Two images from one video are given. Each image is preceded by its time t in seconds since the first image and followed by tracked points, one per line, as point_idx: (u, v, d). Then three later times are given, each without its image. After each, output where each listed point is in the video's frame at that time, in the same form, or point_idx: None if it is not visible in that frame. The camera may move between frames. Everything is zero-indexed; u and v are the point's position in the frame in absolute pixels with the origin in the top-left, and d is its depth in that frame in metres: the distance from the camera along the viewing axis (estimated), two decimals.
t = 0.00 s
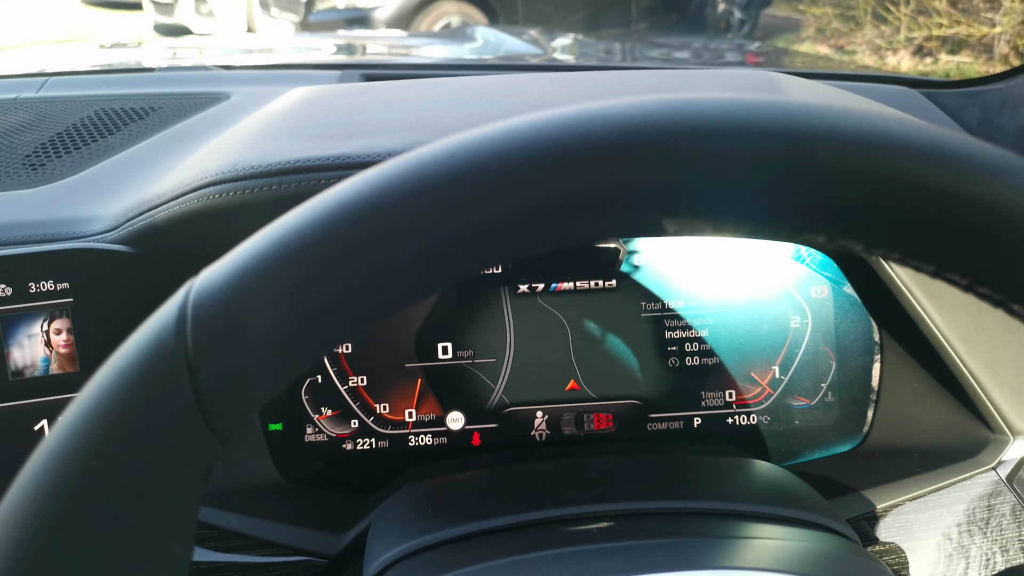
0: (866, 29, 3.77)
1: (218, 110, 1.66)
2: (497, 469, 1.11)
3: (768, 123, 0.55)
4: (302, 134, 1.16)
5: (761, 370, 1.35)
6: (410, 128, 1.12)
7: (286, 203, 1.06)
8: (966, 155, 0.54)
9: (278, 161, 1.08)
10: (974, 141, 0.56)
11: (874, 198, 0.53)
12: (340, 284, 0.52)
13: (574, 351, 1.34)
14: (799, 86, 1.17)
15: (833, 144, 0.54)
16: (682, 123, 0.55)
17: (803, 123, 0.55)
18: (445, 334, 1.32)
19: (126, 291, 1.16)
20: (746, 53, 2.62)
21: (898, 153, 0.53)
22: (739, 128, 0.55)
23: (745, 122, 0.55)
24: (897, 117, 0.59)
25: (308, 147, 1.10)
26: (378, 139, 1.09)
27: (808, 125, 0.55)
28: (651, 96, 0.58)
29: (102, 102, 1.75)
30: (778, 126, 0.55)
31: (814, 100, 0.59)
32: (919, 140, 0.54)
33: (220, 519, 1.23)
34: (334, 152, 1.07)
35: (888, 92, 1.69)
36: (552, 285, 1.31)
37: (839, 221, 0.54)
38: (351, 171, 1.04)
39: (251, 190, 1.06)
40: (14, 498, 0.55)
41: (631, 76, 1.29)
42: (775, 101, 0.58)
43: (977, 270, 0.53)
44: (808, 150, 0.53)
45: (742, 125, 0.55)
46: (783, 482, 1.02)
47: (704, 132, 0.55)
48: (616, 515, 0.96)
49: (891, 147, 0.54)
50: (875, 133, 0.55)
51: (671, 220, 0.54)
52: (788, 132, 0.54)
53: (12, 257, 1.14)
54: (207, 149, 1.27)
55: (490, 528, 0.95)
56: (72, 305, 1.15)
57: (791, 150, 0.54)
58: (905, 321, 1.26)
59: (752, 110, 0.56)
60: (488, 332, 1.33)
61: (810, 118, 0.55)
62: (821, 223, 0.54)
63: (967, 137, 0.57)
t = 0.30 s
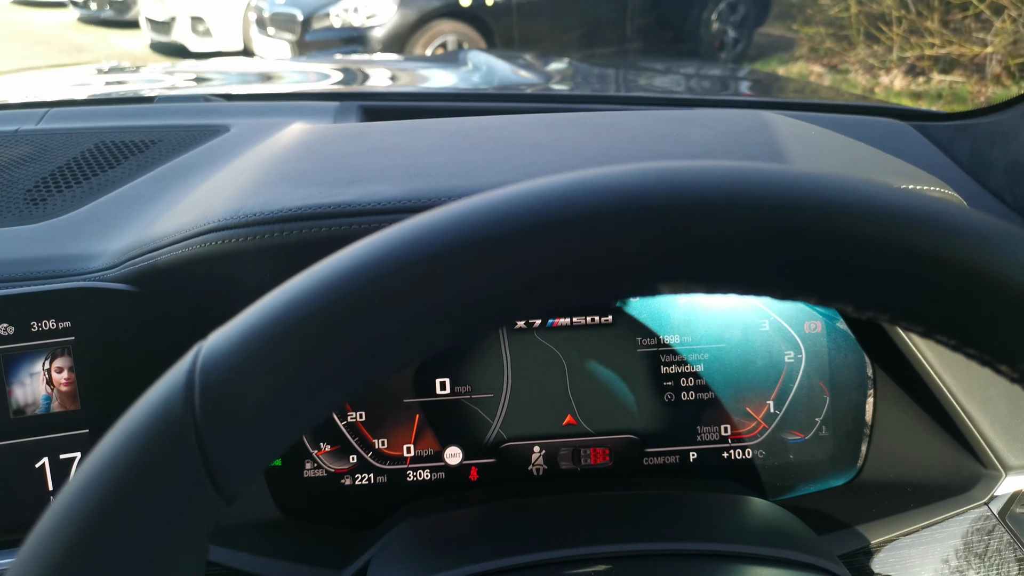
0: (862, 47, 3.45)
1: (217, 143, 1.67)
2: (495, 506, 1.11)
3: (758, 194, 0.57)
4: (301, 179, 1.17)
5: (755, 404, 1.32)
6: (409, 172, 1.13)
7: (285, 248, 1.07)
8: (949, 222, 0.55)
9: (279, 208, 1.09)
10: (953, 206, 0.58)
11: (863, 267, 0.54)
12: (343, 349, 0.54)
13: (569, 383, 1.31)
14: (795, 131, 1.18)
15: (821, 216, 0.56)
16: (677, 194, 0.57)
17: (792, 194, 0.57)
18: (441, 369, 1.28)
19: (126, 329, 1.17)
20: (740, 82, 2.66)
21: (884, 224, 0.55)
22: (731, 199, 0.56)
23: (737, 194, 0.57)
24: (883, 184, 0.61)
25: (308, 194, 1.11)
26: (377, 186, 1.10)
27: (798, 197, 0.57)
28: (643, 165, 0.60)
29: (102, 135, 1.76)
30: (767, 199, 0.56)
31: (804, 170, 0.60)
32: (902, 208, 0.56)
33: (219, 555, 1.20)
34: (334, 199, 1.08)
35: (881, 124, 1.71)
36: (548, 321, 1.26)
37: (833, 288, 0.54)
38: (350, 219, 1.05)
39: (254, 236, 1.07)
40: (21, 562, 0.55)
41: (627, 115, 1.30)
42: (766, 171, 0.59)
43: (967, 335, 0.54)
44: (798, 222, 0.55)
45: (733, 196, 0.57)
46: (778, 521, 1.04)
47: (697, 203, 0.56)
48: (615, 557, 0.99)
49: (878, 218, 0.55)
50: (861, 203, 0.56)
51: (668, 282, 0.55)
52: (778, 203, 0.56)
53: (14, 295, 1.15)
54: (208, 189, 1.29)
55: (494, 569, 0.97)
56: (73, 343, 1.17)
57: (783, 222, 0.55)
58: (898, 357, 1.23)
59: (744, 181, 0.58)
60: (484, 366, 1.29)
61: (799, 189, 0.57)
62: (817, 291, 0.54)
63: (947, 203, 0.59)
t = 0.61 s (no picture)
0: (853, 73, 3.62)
1: (215, 181, 1.67)
2: (491, 551, 1.10)
3: (753, 264, 0.58)
4: (300, 228, 1.17)
5: (754, 446, 1.32)
6: (408, 220, 1.14)
7: (284, 300, 1.08)
8: (944, 291, 0.57)
9: (279, 260, 1.10)
10: (947, 274, 0.59)
11: (859, 336, 0.55)
12: (345, 422, 0.54)
13: (568, 424, 1.30)
14: (790, 174, 1.19)
15: (817, 285, 0.57)
16: (673, 266, 0.58)
17: (785, 264, 0.58)
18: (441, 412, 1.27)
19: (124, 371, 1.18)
20: (731, 113, 2.69)
21: (880, 293, 0.56)
22: (727, 269, 0.58)
23: (733, 264, 0.58)
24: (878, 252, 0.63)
25: (307, 245, 1.12)
26: (376, 237, 1.10)
27: (793, 268, 0.58)
28: (643, 234, 0.62)
29: (100, 172, 1.76)
30: (764, 270, 0.58)
31: (799, 240, 0.62)
32: (896, 277, 0.58)
33: None
34: (333, 251, 1.09)
35: (875, 160, 1.71)
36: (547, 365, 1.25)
37: (829, 360, 0.55)
38: (349, 272, 1.06)
39: (252, 288, 1.08)
40: None
41: (624, 159, 1.31)
42: (762, 240, 0.61)
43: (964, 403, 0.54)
44: (792, 292, 0.56)
45: (730, 266, 0.58)
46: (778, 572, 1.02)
47: (694, 274, 0.58)
48: None
49: (873, 288, 0.57)
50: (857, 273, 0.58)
51: (669, 352, 0.56)
52: (773, 275, 0.57)
53: (11, 341, 1.15)
54: (207, 232, 1.29)
55: None
56: (70, 389, 1.17)
57: (778, 293, 0.56)
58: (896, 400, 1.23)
59: (739, 252, 0.59)
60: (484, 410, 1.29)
61: (794, 260, 0.59)
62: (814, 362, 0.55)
63: (941, 270, 0.60)
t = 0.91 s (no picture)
0: (843, 97, 4.34)
1: (214, 210, 1.67)
2: None
3: (759, 307, 0.59)
4: (304, 263, 1.17)
5: (756, 477, 1.31)
6: (413, 254, 1.14)
7: (290, 336, 1.08)
8: (951, 331, 0.58)
9: (284, 296, 1.10)
10: (952, 313, 0.61)
11: (868, 380, 0.56)
12: (360, 465, 0.54)
13: (570, 455, 1.29)
14: (790, 206, 1.20)
15: (826, 329, 0.58)
16: (685, 308, 0.59)
17: (790, 305, 0.60)
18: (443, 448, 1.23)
19: (122, 404, 1.17)
20: (721, 139, 2.71)
21: (888, 337, 0.58)
22: (740, 313, 0.59)
23: (741, 306, 0.59)
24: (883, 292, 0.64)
25: (311, 280, 1.12)
26: (381, 272, 1.11)
27: (802, 311, 0.59)
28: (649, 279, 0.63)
29: (97, 202, 1.75)
30: (771, 312, 0.59)
31: (802, 282, 0.64)
32: (904, 318, 0.59)
33: None
34: (338, 286, 1.09)
35: (870, 189, 1.72)
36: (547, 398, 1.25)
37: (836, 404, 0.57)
38: (354, 307, 1.06)
39: (257, 324, 1.09)
40: None
41: (625, 189, 1.32)
42: (765, 284, 0.62)
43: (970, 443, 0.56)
44: (800, 336, 0.57)
45: (737, 309, 0.59)
46: None
47: (705, 316, 0.59)
48: None
49: (880, 330, 0.58)
50: (864, 315, 0.59)
51: (684, 395, 0.57)
52: (782, 318, 0.59)
53: (11, 375, 1.15)
54: (208, 264, 1.29)
55: None
56: (69, 422, 1.16)
57: (788, 335, 0.58)
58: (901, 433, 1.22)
59: (746, 297, 0.60)
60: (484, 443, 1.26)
61: (801, 303, 0.60)
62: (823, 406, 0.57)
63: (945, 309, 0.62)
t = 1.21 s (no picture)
0: (829, 127, 5.11)
1: (212, 241, 1.66)
2: None
3: (778, 345, 0.59)
4: (309, 296, 1.17)
5: (761, 511, 1.30)
6: (420, 288, 1.14)
7: (295, 370, 1.08)
8: (969, 366, 0.59)
9: (290, 330, 1.09)
10: (970, 348, 0.61)
11: (885, 418, 0.57)
12: (379, 507, 0.54)
13: (574, 495, 1.27)
14: (794, 239, 1.21)
15: (845, 365, 0.58)
16: (705, 346, 0.60)
17: (811, 341, 0.60)
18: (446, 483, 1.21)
19: (123, 439, 1.16)
20: (708, 170, 2.71)
21: (906, 372, 0.58)
22: (759, 351, 0.59)
23: (760, 343, 0.60)
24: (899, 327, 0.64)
25: (318, 314, 1.11)
26: (389, 306, 1.10)
27: (821, 347, 0.59)
28: (668, 314, 0.64)
29: (95, 233, 1.75)
30: (791, 347, 0.59)
31: (821, 317, 0.64)
32: (922, 353, 0.59)
33: None
34: (345, 321, 1.09)
35: (868, 220, 1.72)
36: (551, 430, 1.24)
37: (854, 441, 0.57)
38: (361, 342, 1.06)
39: (261, 360, 1.09)
40: None
41: (629, 222, 1.33)
42: (784, 319, 0.63)
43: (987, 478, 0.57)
44: (820, 371, 0.58)
45: (756, 348, 0.59)
46: None
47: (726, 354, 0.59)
48: None
49: (899, 367, 0.58)
50: (882, 352, 0.59)
51: (704, 435, 0.57)
52: (802, 355, 0.59)
53: (10, 411, 1.13)
54: (211, 297, 1.29)
55: None
56: (69, 457, 1.14)
57: (808, 371, 0.58)
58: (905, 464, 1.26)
59: (767, 333, 0.61)
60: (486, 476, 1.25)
61: (819, 339, 0.60)
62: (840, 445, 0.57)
63: (961, 343, 0.62)
